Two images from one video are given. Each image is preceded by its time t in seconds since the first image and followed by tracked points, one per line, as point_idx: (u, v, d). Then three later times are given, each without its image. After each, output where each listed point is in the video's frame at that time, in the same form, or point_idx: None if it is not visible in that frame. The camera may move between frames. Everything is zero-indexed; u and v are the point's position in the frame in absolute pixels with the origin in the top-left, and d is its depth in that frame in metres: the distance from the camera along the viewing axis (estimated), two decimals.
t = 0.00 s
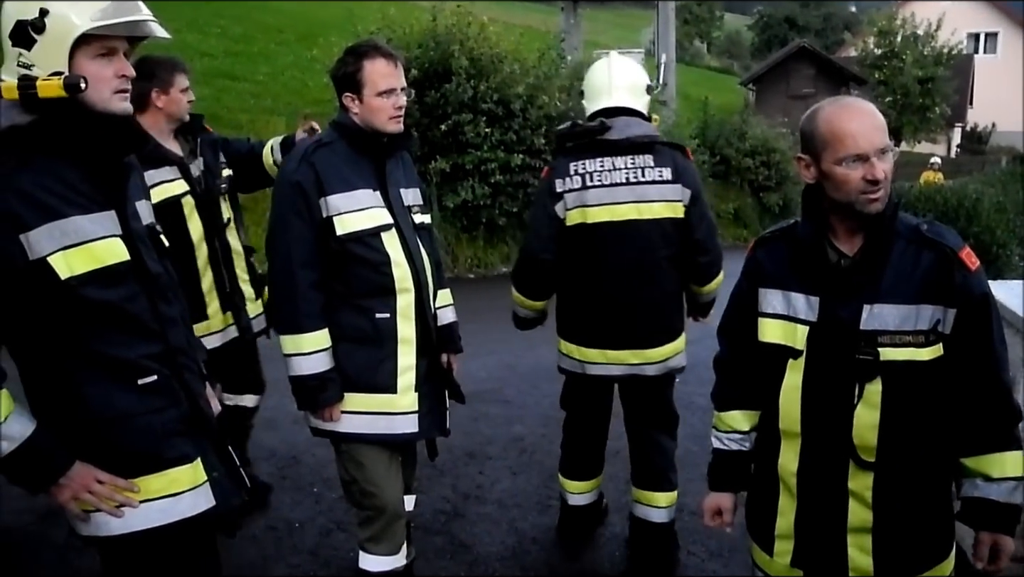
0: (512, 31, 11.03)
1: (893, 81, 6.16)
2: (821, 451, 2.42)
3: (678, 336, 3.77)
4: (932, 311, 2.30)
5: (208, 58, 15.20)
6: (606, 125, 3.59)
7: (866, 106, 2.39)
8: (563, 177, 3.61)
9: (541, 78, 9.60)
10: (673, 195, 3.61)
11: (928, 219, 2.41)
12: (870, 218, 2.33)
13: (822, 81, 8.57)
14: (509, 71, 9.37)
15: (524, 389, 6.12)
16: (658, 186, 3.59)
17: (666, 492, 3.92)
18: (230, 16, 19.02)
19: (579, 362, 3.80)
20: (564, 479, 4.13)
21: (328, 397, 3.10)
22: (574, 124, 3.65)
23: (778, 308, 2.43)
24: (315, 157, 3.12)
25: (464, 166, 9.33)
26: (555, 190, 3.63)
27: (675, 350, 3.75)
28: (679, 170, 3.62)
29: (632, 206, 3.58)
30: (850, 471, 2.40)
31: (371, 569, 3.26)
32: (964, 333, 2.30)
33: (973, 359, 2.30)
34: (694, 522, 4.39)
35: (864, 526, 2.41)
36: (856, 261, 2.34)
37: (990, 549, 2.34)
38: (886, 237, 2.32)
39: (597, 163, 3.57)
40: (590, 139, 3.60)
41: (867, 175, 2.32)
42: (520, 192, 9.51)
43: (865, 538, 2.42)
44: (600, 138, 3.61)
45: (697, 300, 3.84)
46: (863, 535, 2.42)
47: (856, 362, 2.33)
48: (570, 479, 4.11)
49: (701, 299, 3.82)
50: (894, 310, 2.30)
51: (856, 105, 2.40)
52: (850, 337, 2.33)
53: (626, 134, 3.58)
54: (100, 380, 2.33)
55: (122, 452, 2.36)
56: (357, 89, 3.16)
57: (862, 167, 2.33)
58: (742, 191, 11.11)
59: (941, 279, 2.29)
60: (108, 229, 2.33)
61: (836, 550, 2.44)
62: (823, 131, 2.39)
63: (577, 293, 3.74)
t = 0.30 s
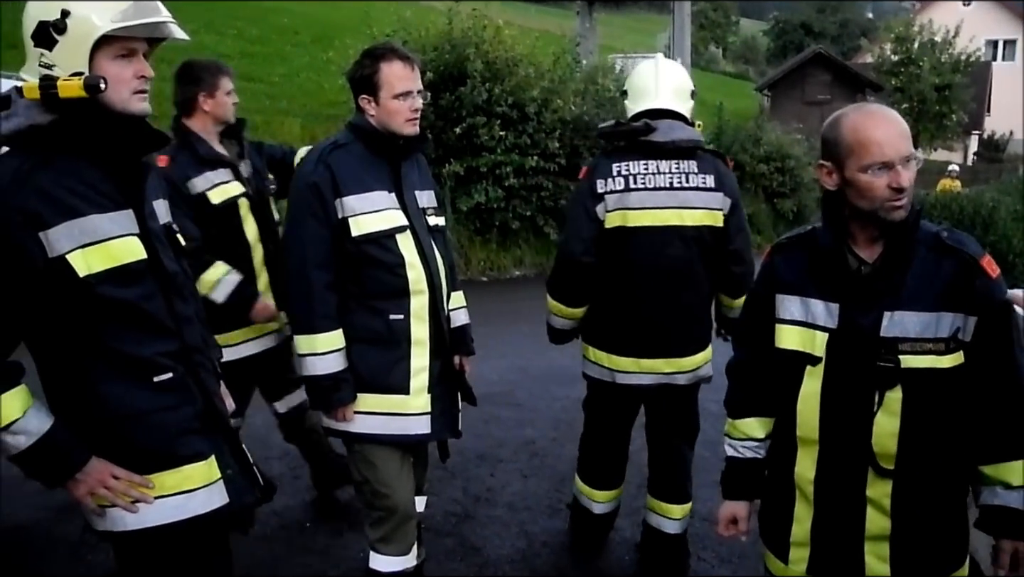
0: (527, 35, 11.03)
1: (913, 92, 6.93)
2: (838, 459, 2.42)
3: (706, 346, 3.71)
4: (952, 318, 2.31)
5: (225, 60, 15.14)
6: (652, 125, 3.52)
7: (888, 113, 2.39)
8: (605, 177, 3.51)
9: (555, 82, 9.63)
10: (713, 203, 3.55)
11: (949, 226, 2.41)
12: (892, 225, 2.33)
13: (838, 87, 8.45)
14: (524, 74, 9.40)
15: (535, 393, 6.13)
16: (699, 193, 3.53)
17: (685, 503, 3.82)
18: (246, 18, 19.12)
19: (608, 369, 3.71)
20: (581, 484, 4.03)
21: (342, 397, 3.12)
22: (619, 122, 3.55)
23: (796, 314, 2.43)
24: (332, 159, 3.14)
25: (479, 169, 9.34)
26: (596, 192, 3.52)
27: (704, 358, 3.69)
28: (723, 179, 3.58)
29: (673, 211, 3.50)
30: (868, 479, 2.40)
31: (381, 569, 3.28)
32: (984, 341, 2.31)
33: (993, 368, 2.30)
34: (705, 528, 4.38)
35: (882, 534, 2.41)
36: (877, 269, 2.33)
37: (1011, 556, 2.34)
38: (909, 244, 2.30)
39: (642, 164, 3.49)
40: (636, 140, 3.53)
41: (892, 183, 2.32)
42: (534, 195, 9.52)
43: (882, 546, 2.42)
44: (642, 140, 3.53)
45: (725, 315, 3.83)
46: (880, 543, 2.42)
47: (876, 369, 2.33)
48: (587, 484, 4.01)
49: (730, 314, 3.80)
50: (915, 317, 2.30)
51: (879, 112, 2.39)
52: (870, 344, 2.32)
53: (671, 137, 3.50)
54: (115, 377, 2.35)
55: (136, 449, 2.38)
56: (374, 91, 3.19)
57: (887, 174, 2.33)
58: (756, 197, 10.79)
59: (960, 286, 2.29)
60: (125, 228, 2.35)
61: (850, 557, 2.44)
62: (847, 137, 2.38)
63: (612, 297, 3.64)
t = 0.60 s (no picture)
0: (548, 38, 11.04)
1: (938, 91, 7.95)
2: (869, 465, 2.40)
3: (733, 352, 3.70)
4: (986, 323, 2.30)
5: (247, 64, 15.18)
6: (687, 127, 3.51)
7: (925, 116, 2.36)
8: (638, 179, 3.49)
9: (576, 85, 9.64)
10: (743, 207, 3.55)
11: (982, 231, 2.39)
12: (925, 229, 2.31)
13: (863, 88, 8.39)
14: (546, 78, 9.41)
15: (557, 396, 6.12)
16: (731, 197, 3.52)
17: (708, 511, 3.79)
18: (267, 23, 19.25)
19: (637, 377, 3.67)
20: (605, 493, 3.92)
21: (365, 401, 3.13)
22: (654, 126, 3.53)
23: (826, 319, 2.40)
24: (354, 162, 3.15)
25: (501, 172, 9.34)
26: (629, 193, 3.49)
27: (732, 364, 3.69)
28: (755, 183, 3.58)
29: (704, 214, 3.49)
30: (899, 486, 2.38)
31: (404, 571, 3.29)
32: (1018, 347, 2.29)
33: None
34: (729, 532, 4.36)
35: (913, 541, 2.39)
36: (910, 274, 2.31)
37: None
38: (944, 250, 2.29)
39: (676, 166, 3.49)
40: (670, 143, 3.52)
41: (926, 187, 2.30)
42: (555, 199, 9.51)
43: (913, 553, 2.39)
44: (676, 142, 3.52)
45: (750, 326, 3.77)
46: (912, 550, 2.39)
47: (909, 375, 2.31)
48: (611, 493, 3.91)
49: (755, 324, 3.76)
50: (949, 322, 2.28)
51: (915, 115, 2.36)
52: (902, 349, 2.31)
53: (704, 141, 3.50)
54: (140, 379, 2.37)
55: (162, 451, 2.40)
56: (396, 95, 3.20)
57: (922, 178, 2.30)
58: (778, 200, 10.73)
59: (993, 291, 2.29)
60: (152, 231, 2.37)
61: (880, 564, 2.42)
62: (882, 139, 2.36)
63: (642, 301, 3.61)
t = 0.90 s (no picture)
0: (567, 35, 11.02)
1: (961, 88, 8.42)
2: (891, 465, 2.39)
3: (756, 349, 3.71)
4: (1012, 324, 2.26)
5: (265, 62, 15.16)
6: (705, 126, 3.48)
7: (954, 113, 2.34)
8: (660, 178, 3.46)
9: (595, 82, 9.62)
10: (766, 204, 3.54)
11: (1011, 229, 2.36)
12: (952, 228, 2.29)
13: (883, 84, 9.25)
14: (564, 75, 9.39)
15: (575, 393, 6.12)
16: (752, 194, 3.51)
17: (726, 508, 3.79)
18: (287, 20, 19.30)
19: (658, 375, 3.66)
20: (623, 491, 3.92)
21: (383, 396, 3.15)
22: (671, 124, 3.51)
23: (850, 316, 2.41)
24: (373, 159, 3.16)
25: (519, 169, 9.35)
26: (651, 193, 3.46)
27: (754, 361, 3.70)
28: (777, 181, 3.57)
29: (726, 212, 3.48)
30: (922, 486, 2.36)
31: (423, 567, 3.31)
32: None
33: None
34: (748, 530, 4.35)
35: (935, 542, 2.37)
36: (935, 272, 2.30)
37: None
38: (969, 249, 2.27)
39: (697, 164, 3.47)
40: (692, 140, 3.49)
41: (954, 185, 2.28)
42: (573, 196, 9.51)
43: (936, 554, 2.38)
44: (697, 139, 3.50)
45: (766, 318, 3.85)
46: (934, 551, 2.38)
47: (933, 375, 2.30)
48: (629, 490, 3.91)
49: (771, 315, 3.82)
50: (975, 321, 2.26)
51: (944, 111, 2.35)
52: (927, 349, 2.30)
53: (726, 138, 3.47)
54: (166, 373, 2.39)
55: (185, 445, 2.42)
56: (415, 92, 3.21)
57: (949, 175, 2.29)
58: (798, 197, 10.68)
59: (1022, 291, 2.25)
60: (176, 226, 2.39)
61: (900, 563, 2.41)
62: (909, 137, 2.34)
63: (664, 302, 3.60)
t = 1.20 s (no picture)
0: (584, 28, 11.00)
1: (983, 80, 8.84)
2: (915, 460, 2.37)
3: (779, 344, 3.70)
4: None
5: (283, 56, 15.19)
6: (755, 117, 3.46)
7: (980, 105, 2.32)
8: (692, 172, 3.42)
9: (613, 75, 9.54)
10: (795, 197, 3.55)
11: None
12: (978, 222, 2.27)
13: (903, 78, 9.20)
14: (582, 68, 9.38)
15: (594, 387, 6.12)
16: (783, 187, 3.51)
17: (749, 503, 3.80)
18: (304, 15, 19.35)
19: (687, 372, 3.64)
20: (645, 484, 3.92)
21: (405, 388, 3.15)
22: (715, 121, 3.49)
23: (875, 309, 2.40)
24: (394, 153, 3.17)
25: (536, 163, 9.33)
26: (684, 185, 3.43)
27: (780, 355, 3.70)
28: (804, 173, 3.58)
29: (758, 206, 3.47)
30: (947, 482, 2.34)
31: (443, 559, 3.32)
32: None
33: None
34: (768, 524, 4.34)
35: (960, 538, 2.34)
36: (961, 267, 2.28)
37: None
38: (996, 243, 2.25)
39: (728, 158, 3.45)
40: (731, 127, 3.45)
41: (978, 178, 2.26)
42: (591, 190, 9.44)
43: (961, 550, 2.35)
44: (735, 131, 3.47)
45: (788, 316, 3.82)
46: (958, 547, 2.35)
47: (958, 369, 2.28)
48: (651, 484, 3.90)
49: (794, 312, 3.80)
50: (1000, 315, 2.24)
51: (969, 103, 2.33)
52: (953, 343, 2.28)
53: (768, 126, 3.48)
54: (191, 366, 2.41)
55: (208, 437, 2.44)
56: (434, 85, 3.21)
57: (974, 168, 2.27)
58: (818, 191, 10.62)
59: None
60: (200, 220, 2.40)
61: (924, 559, 2.39)
62: (933, 129, 2.33)
63: (689, 290, 3.58)
